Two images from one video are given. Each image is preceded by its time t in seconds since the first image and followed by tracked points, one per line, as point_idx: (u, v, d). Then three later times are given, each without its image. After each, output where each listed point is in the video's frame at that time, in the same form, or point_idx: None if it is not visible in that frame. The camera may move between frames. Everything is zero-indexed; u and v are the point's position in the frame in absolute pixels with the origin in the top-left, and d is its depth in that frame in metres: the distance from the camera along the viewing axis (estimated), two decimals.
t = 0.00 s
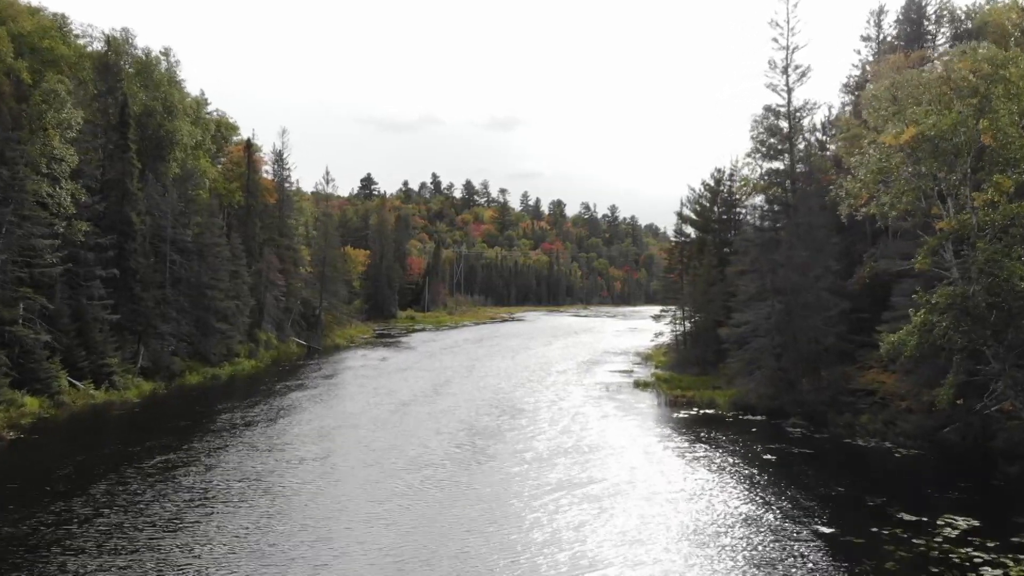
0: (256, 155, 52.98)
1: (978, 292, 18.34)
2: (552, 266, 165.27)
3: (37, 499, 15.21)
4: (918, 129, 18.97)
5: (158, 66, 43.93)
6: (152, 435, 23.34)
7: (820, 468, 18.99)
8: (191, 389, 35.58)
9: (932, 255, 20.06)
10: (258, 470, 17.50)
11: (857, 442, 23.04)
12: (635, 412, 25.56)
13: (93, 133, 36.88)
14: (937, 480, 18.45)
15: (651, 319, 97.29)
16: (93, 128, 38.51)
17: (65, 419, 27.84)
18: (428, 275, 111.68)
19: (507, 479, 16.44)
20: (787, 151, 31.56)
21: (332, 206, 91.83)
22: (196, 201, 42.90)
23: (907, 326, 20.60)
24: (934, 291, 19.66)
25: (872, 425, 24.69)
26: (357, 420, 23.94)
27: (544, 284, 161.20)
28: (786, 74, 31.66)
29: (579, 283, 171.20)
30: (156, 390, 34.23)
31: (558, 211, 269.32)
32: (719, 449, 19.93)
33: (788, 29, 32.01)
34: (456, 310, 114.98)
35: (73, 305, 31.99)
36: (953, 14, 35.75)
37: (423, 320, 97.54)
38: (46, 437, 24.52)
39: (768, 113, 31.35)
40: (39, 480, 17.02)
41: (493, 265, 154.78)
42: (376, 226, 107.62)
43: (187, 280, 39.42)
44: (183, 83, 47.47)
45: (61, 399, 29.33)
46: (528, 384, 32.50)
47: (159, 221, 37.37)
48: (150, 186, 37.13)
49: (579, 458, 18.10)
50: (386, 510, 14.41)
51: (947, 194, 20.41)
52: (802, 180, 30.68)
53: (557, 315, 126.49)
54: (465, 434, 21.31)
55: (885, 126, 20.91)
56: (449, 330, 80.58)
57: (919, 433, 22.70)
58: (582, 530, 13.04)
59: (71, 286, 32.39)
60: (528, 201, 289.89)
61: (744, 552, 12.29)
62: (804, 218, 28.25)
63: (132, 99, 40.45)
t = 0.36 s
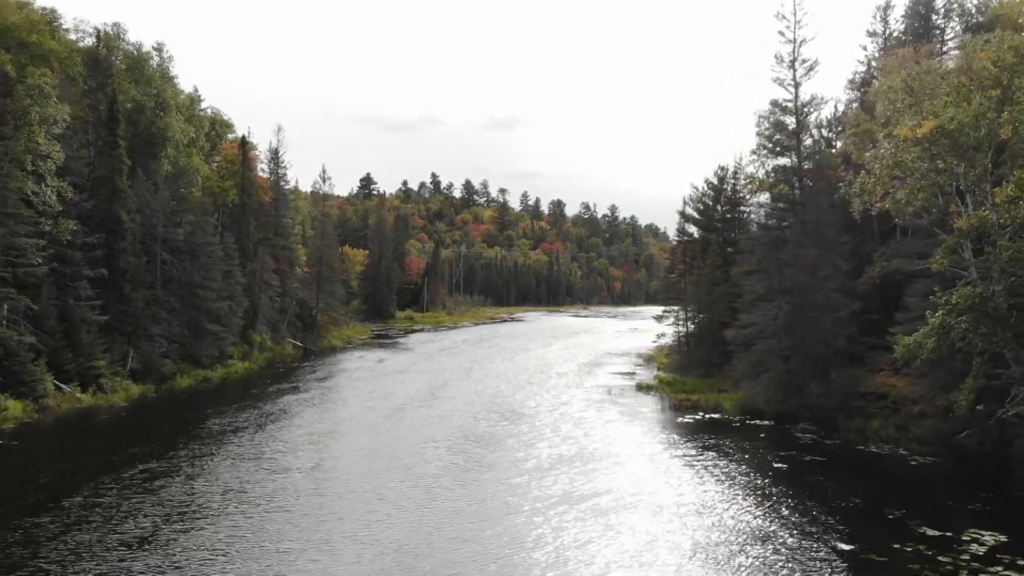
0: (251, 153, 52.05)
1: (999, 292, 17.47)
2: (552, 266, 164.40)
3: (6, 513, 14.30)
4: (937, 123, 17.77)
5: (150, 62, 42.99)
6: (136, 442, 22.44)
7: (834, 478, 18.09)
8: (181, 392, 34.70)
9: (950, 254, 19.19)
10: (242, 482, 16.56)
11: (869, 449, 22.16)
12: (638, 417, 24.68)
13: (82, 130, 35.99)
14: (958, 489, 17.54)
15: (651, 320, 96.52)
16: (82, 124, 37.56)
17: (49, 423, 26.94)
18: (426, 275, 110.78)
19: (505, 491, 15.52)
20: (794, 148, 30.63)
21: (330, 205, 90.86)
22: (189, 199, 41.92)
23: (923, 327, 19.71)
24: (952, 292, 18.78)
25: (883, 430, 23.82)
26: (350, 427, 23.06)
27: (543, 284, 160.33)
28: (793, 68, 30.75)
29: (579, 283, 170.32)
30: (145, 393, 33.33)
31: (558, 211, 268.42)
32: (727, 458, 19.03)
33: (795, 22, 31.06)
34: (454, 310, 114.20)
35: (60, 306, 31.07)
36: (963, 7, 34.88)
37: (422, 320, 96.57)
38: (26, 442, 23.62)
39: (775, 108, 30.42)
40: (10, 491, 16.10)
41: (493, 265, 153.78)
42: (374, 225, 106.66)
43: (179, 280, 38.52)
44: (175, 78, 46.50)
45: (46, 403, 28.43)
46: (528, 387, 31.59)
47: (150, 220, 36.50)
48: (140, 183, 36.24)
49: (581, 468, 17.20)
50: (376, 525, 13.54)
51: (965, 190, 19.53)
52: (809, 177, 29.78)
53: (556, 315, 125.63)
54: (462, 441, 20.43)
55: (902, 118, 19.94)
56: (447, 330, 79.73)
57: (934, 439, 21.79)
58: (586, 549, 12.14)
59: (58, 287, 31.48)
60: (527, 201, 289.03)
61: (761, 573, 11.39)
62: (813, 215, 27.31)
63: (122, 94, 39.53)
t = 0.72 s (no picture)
0: (245, 151, 51.09)
1: None
2: (551, 266, 163.46)
3: None
4: (958, 114, 16.74)
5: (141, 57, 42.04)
6: (119, 449, 21.49)
7: (851, 489, 17.15)
8: (171, 395, 33.76)
9: (970, 252, 18.26)
10: (224, 495, 15.61)
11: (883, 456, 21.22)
12: (642, 423, 23.73)
13: (69, 125, 35.04)
14: (981, 501, 16.62)
15: (651, 320, 95.50)
16: (70, 121, 36.64)
17: (31, 428, 26.00)
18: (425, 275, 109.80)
19: (502, 507, 14.55)
20: (802, 144, 29.67)
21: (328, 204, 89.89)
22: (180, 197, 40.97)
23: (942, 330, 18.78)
24: (973, 292, 17.85)
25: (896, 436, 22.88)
26: (342, 433, 22.13)
27: (543, 284, 159.38)
28: (800, 62, 29.79)
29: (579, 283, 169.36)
30: (133, 396, 32.41)
31: (558, 211, 267.44)
32: (737, 467, 18.09)
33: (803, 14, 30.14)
34: (453, 310, 113.34)
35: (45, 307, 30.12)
36: None
37: (420, 321, 95.58)
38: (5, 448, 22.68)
39: (782, 103, 29.49)
40: None
41: (492, 265, 152.82)
42: (372, 225, 105.69)
43: (169, 280, 37.60)
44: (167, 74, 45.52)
45: (29, 407, 27.49)
46: (528, 391, 30.69)
47: (139, 218, 35.57)
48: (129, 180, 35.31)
49: (584, 479, 16.26)
50: (364, 544, 12.60)
51: (986, 185, 18.60)
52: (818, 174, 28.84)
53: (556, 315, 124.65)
54: (457, 449, 19.49)
55: (919, 110, 18.98)
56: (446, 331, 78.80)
57: (951, 445, 20.86)
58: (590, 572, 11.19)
59: (43, 287, 30.54)
60: (527, 200, 288.13)
61: None
62: (822, 213, 26.33)
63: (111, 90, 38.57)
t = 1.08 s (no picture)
0: (240, 149, 50.17)
1: None
2: (551, 266, 162.54)
3: None
4: (981, 105, 15.88)
5: (133, 52, 41.16)
6: (100, 456, 20.58)
7: (867, 501, 16.30)
8: (160, 398, 32.86)
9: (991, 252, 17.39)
10: (205, 509, 14.71)
11: (898, 463, 20.33)
12: (646, 429, 22.85)
13: (57, 121, 34.14)
14: (1005, 512, 15.76)
15: (653, 321, 94.52)
16: (59, 117, 35.78)
17: (12, 433, 25.06)
18: (423, 276, 108.86)
19: (498, 522, 13.66)
20: (809, 140, 28.79)
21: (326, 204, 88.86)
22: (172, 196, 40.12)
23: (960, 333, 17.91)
24: (995, 293, 16.97)
25: (909, 442, 22.03)
26: (334, 440, 21.25)
27: (543, 285, 158.54)
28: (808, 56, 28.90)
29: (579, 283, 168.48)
30: (122, 400, 31.51)
31: (558, 211, 266.54)
32: (748, 478, 17.22)
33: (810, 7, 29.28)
34: (452, 310, 112.41)
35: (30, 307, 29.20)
36: None
37: (419, 322, 94.64)
38: None
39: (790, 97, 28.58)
40: None
41: (491, 265, 151.87)
42: (371, 225, 104.79)
43: (160, 280, 36.71)
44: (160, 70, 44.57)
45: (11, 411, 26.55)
46: (528, 394, 29.83)
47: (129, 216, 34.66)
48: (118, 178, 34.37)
49: (588, 492, 15.37)
50: (352, 565, 11.76)
51: (1008, 180, 17.70)
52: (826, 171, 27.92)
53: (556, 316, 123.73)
54: (454, 457, 18.63)
55: (937, 102, 18.11)
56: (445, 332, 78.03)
57: (968, 452, 19.99)
58: None
59: (28, 287, 29.59)
60: (527, 200, 287.16)
61: None
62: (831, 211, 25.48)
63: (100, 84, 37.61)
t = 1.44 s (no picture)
0: (234, 146, 49.22)
1: None
2: (551, 266, 161.62)
3: None
4: (1006, 95, 15.04)
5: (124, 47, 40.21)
6: (80, 464, 19.65)
7: (887, 514, 15.43)
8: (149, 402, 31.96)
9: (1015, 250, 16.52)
10: (184, 524, 13.84)
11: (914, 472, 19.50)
12: (650, 435, 21.97)
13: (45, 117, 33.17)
14: None
15: (653, 321, 93.23)
16: (46, 113, 34.89)
17: None
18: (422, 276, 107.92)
19: (496, 541, 12.78)
20: (818, 136, 27.87)
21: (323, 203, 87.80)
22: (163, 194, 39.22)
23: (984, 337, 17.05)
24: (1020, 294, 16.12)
25: (924, 449, 21.18)
26: (325, 448, 20.37)
27: (543, 285, 157.62)
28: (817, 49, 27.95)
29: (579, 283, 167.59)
30: (109, 404, 30.61)
31: (557, 211, 265.55)
32: (760, 489, 16.36)
33: None
34: (451, 310, 111.52)
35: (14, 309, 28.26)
36: None
37: (418, 322, 93.69)
38: None
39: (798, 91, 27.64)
40: None
41: (491, 265, 150.87)
42: (369, 224, 103.82)
43: (151, 281, 35.80)
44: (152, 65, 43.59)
45: None
46: (528, 398, 28.97)
47: (118, 215, 33.75)
48: (107, 175, 33.44)
49: (591, 506, 14.52)
50: None
51: None
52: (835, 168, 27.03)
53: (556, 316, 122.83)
54: (450, 467, 17.79)
55: (958, 93, 17.24)
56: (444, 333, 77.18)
57: (987, 461, 19.16)
58: None
59: (13, 288, 28.63)
60: (527, 200, 286.32)
61: None
62: (841, 209, 24.63)
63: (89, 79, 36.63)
